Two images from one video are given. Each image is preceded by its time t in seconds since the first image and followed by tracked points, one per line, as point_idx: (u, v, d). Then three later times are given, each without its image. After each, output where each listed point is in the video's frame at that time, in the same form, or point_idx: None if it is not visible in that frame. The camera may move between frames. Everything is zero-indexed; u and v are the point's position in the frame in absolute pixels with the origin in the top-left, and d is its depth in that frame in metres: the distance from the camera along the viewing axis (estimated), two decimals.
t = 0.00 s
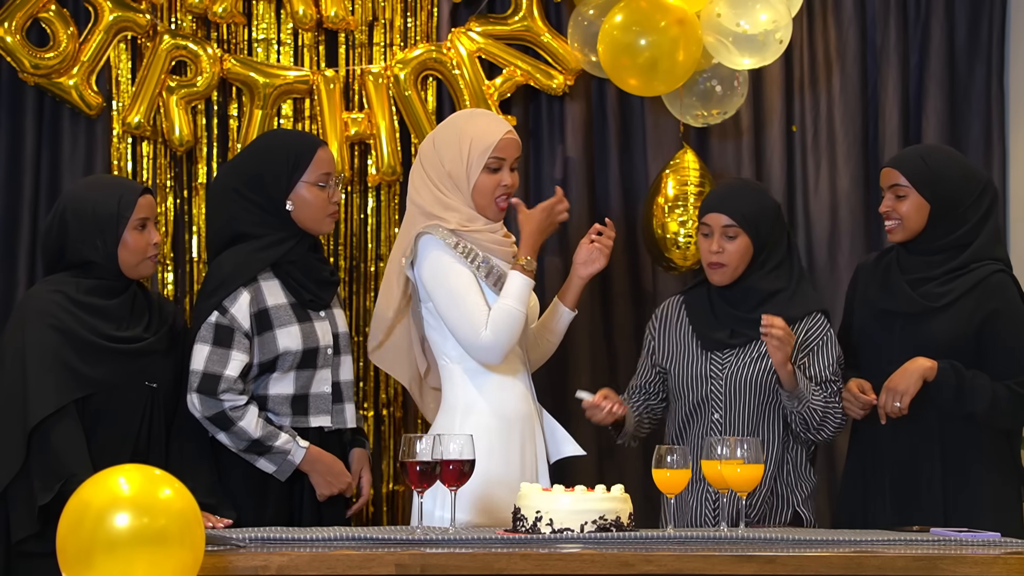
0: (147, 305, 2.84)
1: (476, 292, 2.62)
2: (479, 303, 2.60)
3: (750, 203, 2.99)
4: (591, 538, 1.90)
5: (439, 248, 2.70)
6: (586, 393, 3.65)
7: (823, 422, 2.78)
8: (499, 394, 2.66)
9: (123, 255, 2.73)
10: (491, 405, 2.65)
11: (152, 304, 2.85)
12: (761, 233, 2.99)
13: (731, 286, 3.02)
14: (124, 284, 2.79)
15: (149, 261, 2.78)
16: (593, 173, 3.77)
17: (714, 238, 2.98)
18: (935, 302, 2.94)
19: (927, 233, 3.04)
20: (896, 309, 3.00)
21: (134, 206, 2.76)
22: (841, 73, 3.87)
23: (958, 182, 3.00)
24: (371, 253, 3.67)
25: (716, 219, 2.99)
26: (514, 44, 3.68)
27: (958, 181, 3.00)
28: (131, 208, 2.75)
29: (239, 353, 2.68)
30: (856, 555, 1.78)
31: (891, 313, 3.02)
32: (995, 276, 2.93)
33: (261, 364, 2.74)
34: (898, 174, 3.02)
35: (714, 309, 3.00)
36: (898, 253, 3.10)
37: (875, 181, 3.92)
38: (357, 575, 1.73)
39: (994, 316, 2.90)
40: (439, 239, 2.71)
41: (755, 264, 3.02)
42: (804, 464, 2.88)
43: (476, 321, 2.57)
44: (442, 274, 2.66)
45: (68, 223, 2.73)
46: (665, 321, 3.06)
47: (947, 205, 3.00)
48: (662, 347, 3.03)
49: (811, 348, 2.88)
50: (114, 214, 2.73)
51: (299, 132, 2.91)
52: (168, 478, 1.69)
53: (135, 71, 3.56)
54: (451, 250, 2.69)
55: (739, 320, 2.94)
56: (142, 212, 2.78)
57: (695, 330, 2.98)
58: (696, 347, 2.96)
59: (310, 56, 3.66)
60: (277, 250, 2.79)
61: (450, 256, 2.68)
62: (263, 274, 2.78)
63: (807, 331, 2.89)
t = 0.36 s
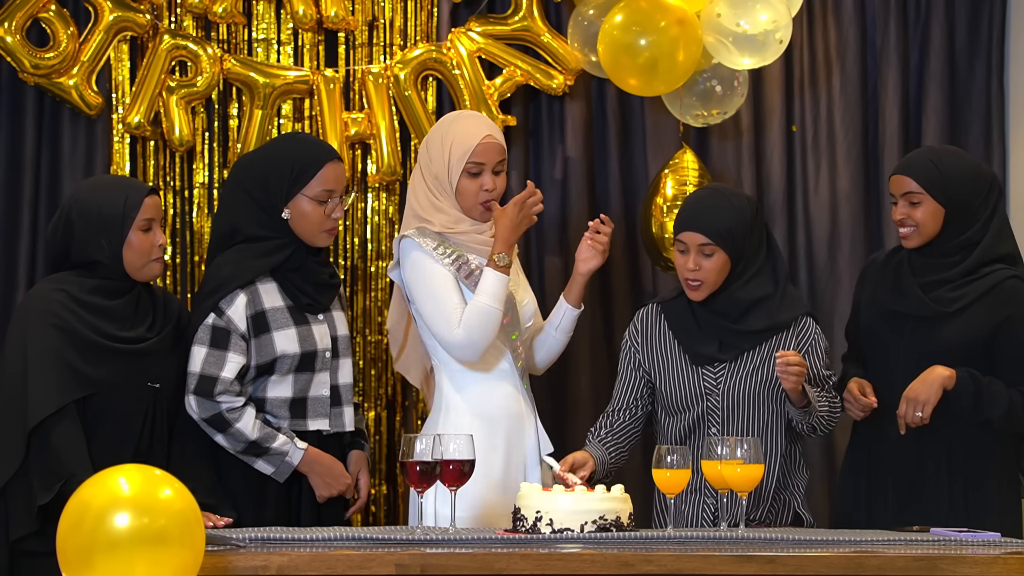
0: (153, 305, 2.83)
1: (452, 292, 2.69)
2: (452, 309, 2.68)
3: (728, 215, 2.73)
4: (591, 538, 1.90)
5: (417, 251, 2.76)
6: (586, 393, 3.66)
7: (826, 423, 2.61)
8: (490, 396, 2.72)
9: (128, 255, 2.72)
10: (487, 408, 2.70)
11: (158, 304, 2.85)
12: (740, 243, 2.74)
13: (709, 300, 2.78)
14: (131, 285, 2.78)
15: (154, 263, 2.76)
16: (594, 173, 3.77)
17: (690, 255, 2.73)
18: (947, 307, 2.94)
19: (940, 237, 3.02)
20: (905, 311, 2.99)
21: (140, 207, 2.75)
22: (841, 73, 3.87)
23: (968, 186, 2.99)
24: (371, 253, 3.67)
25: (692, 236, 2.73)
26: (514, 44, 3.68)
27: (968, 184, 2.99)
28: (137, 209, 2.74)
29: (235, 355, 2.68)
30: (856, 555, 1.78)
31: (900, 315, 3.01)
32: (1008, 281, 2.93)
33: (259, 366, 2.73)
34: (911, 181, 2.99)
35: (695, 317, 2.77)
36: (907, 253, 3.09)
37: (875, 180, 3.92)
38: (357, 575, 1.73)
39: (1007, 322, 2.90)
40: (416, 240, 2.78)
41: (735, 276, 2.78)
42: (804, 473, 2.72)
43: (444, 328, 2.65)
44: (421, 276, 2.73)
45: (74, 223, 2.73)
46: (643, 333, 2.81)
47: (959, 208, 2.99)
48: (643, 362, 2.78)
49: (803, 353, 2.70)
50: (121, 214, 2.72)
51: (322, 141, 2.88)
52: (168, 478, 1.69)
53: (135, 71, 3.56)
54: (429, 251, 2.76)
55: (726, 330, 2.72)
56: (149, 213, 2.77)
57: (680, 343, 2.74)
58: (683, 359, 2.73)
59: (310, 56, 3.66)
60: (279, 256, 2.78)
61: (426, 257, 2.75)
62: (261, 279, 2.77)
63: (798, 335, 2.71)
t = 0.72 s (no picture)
0: (155, 305, 2.84)
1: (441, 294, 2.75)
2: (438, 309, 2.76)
3: (721, 224, 2.67)
4: (591, 538, 1.90)
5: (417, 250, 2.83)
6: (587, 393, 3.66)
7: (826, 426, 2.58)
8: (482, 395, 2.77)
9: (132, 255, 2.73)
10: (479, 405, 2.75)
11: (161, 304, 2.85)
12: (733, 250, 2.68)
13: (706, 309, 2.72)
14: (134, 286, 2.78)
15: (157, 267, 2.77)
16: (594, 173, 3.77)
17: (686, 266, 2.67)
18: (931, 309, 2.92)
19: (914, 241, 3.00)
20: (889, 317, 2.95)
21: (150, 208, 2.76)
22: (841, 73, 3.87)
23: (941, 186, 2.98)
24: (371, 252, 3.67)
25: (688, 248, 2.66)
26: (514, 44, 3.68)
27: (942, 184, 2.98)
28: (146, 210, 2.75)
29: (236, 354, 2.68)
30: (856, 555, 1.78)
31: (884, 320, 2.97)
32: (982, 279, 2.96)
33: (259, 365, 2.73)
34: (893, 192, 2.94)
35: (693, 325, 2.71)
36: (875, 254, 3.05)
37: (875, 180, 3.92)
38: (357, 575, 1.73)
39: (986, 319, 2.93)
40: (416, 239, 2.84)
41: (730, 285, 2.73)
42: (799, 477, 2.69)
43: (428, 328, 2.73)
44: (418, 275, 2.80)
45: (81, 220, 2.74)
46: (639, 338, 2.73)
47: (934, 211, 2.97)
48: (640, 368, 2.70)
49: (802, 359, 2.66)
50: (129, 213, 2.73)
51: (331, 143, 2.86)
52: (168, 478, 1.69)
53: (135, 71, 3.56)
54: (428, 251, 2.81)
55: (726, 336, 2.67)
56: (157, 215, 2.78)
57: (679, 349, 2.68)
58: (681, 365, 2.67)
59: (310, 56, 3.66)
60: (282, 256, 2.78)
61: (424, 256, 2.81)
62: (264, 279, 2.77)
63: (795, 340, 2.67)
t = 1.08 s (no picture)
0: (157, 303, 2.84)
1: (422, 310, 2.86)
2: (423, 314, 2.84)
3: (719, 226, 2.66)
4: (591, 538, 1.90)
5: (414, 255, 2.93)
6: (586, 392, 3.66)
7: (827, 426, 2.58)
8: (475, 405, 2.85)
9: (135, 257, 2.73)
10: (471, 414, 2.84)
11: (162, 302, 2.86)
12: (731, 252, 2.68)
13: (706, 310, 2.72)
14: (135, 286, 2.79)
15: (159, 268, 2.77)
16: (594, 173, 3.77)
17: (684, 269, 2.65)
18: (903, 306, 2.92)
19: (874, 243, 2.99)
20: (863, 318, 2.94)
21: (153, 209, 2.76)
22: (841, 73, 3.87)
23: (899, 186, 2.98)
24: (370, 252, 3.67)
25: (686, 251, 2.65)
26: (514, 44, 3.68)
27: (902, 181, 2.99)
28: (149, 211, 2.75)
29: (237, 350, 2.68)
30: (856, 555, 1.78)
31: (861, 324, 2.95)
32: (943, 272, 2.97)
33: (259, 363, 2.72)
34: (863, 202, 2.91)
35: (693, 326, 2.71)
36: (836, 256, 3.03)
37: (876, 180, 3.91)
38: (357, 575, 1.73)
39: (953, 311, 2.96)
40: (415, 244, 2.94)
41: (727, 288, 2.73)
42: (799, 478, 2.69)
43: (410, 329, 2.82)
44: (412, 283, 2.90)
45: (85, 220, 2.74)
46: (640, 342, 2.73)
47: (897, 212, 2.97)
48: (642, 371, 2.70)
49: (802, 359, 2.66)
50: (132, 213, 2.73)
51: (340, 146, 2.85)
52: (168, 478, 1.69)
53: (134, 71, 3.56)
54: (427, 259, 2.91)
55: (726, 337, 2.67)
56: (160, 216, 2.78)
57: (679, 352, 2.68)
58: (682, 369, 2.66)
59: (310, 56, 3.66)
60: (283, 256, 2.76)
61: (421, 264, 2.91)
62: (264, 278, 2.77)
63: (795, 341, 2.67)
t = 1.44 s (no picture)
0: (161, 303, 2.83)
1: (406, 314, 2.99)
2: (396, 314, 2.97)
3: (719, 228, 2.66)
4: (591, 538, 1.90)
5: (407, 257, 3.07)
6: (586, 391, 3.66)
7: (828, 424, 2.58)
8: (462, 406, 2.93)
9: (139, 258, 2.72)
10: (457, 414, 2.93)
11: (166, 302, 2.84)
12: (732, 254, 2.68)
13: (706, 310, 2.72)
14: (140, 287, 2.77)
15: (164, 267, 2.76)
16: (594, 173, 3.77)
17: (684, 270, 2.66)
18: (918, 300, 2.93)
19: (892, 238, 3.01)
20: (879, 311, 2.94)
21: (156, 210, 2.76)
22: (841, 73, 3.87)
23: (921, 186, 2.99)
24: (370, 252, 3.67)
25: (686, 252, 2.65)
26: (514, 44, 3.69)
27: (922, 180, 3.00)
28: (153, 212, 2.75)
29: (240, 350, 2.67)
30: (857, 555, 1.78)
31: (873, 315, 2.96)
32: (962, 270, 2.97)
33: (262, 362, 2.72)
34: (883, 193, 2.92)
35: (693, 326, 2.71)
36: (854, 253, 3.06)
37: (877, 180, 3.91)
38: (357, 575, 1.73)
39: (969, 309, 2.95)
40: (409, 246, 3.08)
41: (728, 288, 2.73)
42: (800, 480, 2.68)
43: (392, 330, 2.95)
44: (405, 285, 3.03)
45: (88, 223, 2.73)
46: (640, 343, 2.73)
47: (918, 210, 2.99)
48: (642, 372, 2.70)
49: (803, 359, 2.66)
50: (136, 215, 2.73)
51: (344, 147, 2.85)
52: (168, 478, 1.69)
53: (134, 71, 3.56)
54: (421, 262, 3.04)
55: (727, 337, 2.67)
56: (163, 217, 2.77)
57: (679, 353, 2.68)
58: (682, 369, 2.67)
59: (310, 55, 3.66)
60: (286, 255, 2.75)
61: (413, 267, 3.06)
62: (267, 278, 2.75)
63: (796, 341, 2.67)
